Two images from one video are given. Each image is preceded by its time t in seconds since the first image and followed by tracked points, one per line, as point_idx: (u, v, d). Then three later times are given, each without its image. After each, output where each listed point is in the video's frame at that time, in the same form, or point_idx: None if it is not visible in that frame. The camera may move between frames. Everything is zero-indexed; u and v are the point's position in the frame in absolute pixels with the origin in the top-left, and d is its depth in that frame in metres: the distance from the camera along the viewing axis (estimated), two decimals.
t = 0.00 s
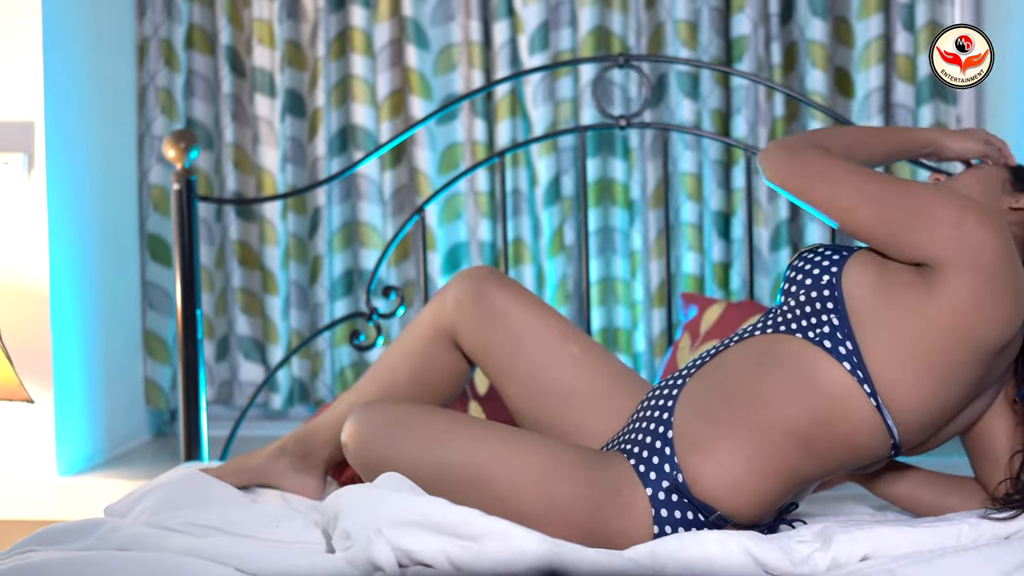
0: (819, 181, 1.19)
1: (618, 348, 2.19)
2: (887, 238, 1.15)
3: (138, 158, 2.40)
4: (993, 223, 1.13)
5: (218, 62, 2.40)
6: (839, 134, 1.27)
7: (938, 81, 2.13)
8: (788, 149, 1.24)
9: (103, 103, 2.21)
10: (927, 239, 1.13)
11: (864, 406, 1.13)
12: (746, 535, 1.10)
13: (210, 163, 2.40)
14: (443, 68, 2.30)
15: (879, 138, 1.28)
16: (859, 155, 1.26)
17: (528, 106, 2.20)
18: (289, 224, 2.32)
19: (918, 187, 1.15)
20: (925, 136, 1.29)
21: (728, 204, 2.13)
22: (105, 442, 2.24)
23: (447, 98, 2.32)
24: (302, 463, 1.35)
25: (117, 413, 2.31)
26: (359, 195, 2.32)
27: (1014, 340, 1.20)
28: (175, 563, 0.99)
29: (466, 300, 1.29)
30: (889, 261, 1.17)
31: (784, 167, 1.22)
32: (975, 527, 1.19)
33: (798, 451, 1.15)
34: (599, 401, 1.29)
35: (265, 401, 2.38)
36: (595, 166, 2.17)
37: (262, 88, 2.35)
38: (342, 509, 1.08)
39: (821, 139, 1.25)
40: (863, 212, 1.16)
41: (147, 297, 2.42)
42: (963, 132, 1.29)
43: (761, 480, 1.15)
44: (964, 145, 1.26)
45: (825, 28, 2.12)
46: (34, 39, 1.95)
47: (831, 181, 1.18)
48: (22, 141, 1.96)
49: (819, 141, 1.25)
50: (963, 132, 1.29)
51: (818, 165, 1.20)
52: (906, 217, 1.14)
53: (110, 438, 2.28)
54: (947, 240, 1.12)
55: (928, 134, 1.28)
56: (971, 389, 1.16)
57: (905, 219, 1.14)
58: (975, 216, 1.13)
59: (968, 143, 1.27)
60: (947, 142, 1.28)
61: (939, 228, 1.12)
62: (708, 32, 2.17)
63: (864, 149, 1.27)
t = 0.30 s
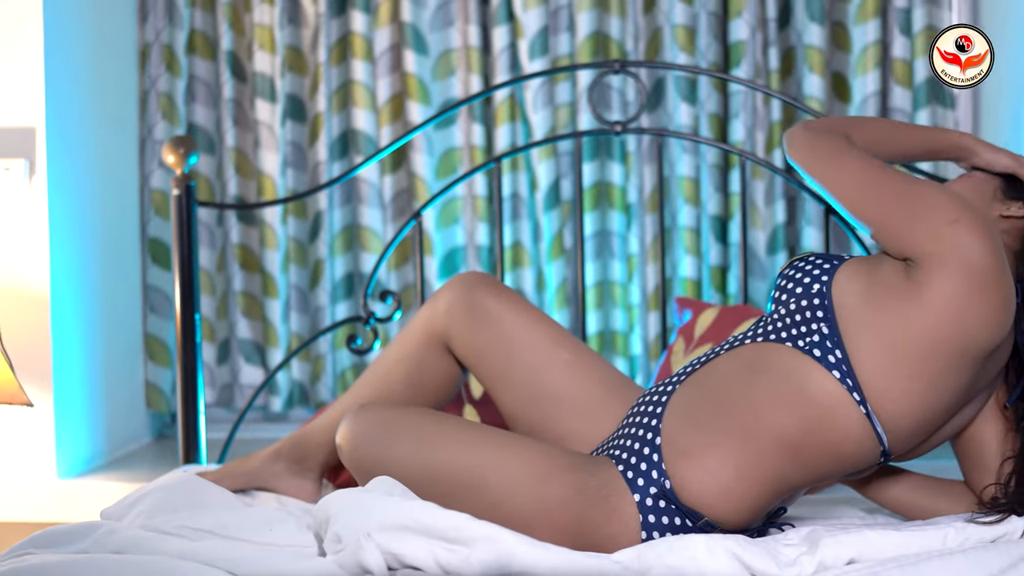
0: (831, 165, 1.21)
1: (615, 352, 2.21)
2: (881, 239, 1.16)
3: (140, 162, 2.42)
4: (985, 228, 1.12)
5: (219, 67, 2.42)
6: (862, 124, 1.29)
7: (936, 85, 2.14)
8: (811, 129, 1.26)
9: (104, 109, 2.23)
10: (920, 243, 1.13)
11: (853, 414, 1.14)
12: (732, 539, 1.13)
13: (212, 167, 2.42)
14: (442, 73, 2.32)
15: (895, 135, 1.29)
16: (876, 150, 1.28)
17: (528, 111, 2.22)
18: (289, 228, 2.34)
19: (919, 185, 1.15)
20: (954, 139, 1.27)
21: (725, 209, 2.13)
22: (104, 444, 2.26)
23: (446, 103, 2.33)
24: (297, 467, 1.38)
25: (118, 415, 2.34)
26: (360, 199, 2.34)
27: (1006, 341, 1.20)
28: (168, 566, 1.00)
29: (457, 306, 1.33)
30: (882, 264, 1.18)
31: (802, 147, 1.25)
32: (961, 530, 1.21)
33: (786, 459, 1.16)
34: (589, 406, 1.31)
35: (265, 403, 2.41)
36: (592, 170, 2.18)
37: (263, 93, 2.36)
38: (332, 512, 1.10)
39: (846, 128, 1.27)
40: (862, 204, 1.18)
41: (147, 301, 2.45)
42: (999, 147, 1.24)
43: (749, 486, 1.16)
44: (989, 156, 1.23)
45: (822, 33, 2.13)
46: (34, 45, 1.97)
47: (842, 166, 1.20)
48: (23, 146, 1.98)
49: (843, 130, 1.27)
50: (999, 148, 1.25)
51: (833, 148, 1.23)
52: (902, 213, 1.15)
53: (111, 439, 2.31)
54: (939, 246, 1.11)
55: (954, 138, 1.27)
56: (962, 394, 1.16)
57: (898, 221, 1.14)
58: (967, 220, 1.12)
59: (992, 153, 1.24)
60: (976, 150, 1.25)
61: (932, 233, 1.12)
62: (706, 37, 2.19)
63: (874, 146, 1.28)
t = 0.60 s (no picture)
0: (843, 148, 1.22)
1: (602, 353, 2.24)
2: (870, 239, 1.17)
3: (130, 166, 2.45)
4: (967, 235, 1.13)
5: (209, 71, 2.44)
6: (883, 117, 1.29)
7: (919, 88, 2.15)
8: (833, 110, 1.27)
9: (95, 114, 2.26)
10: (901, 248, 1.14)
11: (827, 420, 1.16)
12: (707, 539, 1.15)
13: (202, 170, 2.44)
14: (428, 78, 2.34)
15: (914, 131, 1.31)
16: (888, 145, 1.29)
17: (514, 115, 2.24)
18: (279, 230, 2.36)
19: (917, 184, 1.16)
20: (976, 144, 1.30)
21: (710, 211, 2.15)
22: (95, 445, 2.29)
23: (432, 107, 2.36)
24: (283, 468, 1.41)
25: (108, 416, 2.36)
26: (349, 202, 2.37)
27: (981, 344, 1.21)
28: (151, 567, 1.02)
29: (434, 311, 1.37)
30: (861, 267, 1.19)
31: (821, 127, 1.26)
32: (933, 531, 1.23)
33: (760, 463, 1.18)
34: (564, 408, 1.34)
35: (254, 404, 2.44)
36: (578, 174, 2.20)
37: (252, 97, 2.38)
38: (313, 514, 1.13)
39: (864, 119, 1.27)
40: (861, 191, 1.19)
41: (139, 303, 2.47)
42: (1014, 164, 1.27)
43: (723, 489, 1.19)
44: (998, 169, 1.26)
45: (806, 38, 2.15)
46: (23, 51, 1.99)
47: (851, 151, 1.21)
48: (14, 151, 2.01)
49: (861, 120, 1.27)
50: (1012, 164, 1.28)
51: (846, 134, 1.23)
52: (896, 210, 1.15)
53: (102, 440, 2.33)
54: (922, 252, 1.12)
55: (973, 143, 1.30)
56: (937, 399, 1.18)
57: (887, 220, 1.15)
58: (950, 227, 1.12)
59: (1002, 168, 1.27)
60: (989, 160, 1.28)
61: (916, 238, 1.13)
62: (691, 41, 2.21)
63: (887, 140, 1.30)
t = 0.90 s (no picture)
0: (839, 138, 1.21)
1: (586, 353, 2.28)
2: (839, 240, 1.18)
3: (121, 168, 2.48)
4: (935, 240, 1.13)
5: (199, 75, 2.46)
6: (887, 107, 1.28)
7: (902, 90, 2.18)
8: (838, 99, 1.26)
9: (85, 118, 2.29)
10: (867, 252, 1.14)
11: (795, 422, 1.18)
12: (679, 537, 1.17)
13: (191, 172, 2.47)
14: (415, 81, 2.37)
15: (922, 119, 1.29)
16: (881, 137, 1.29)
17: (498, 118, 2.28)
18: (267, 233, 2.38)
19: (892, 185, 1.16)
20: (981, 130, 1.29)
21: (694, 213, 2.19)
22: (84, 445, 2.31)
23: (419, 110, 2.38)
24: (268, 467, 1.44)
25: (99, 415, 2.39)
26: (335, 205, 2.39)
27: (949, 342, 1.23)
28: (132, 564, 1.05)
29: (418, 313, 1.38)
30: (832, 268, 1.20)
31: (820, 116, 1.25)
32: (903, 530, 1.25)
33: (730, 464, 1.20)
34: (543, 408, 1.37)
35: (243, 404, 2.47)
36: (564, 176, 2.24)
37: (241, 101, 2.41)
38: (292, 512, 1.15)
39: (866, 112, 1.27)
40: (840, 183, 1.18)
41: (129, 304, 2.50)
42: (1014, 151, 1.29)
43: (694, 489, 1.21)
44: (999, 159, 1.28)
45: (789, 42, 2.18)
46: (14, 56, 2.02)
47: (843, 145, 1.20)
48: (4, 154, 2.03)
49: (863, 112, 1.27)
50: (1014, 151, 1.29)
51: (844, 125, 1.23)
52: (866, 212, 1.15)
53: (92, 440, 2.36)
54: (888, 258, 1.13)
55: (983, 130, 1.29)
56: (903, 400, 1.20)
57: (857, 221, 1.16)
58: (916, 232, 1.13)
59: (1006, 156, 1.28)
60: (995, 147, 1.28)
61: (885, 243, 1.13)
62: (675, 44, 2.24)
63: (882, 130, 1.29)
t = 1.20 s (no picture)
0: (796, 143, 1.23)
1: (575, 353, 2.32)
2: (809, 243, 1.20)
3: (114, 170, 2.50)
4: (899, 238, 1.15)
5: (192, 76, 2.48)
6: (846, 104, 1.29)
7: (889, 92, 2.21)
8: (793, 104, 1.28)
9: (78, 121, 2.31)
10: (835, 256, 1.16)
11: (775, 419, 1.20)
12: (660, 534, 1.18)
13: (184, 173, 2.49)
14: (406, 83, 2.39)
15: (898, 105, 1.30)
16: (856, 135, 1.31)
17: (486, 120, 2.30)
18: (259, 233, 2.40)
19: (851, 184, 1.17)
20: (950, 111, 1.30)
21: (683, 214, 2.22)
22: (78, 444, 2.33)
23: (410, 112, 2.41)
24: (259, 465, 1.45)
25: (92, 414, 2.41)
26: (325, 205, 2.41)
27: (925, 333, 1.25)
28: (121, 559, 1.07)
29: (407, 312, 1.40)
30: (806, 270, 1.22)
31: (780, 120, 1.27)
32: (883, 527, 1.27)
33: (714, 460, 1.22)
34: (530, 406, 1.38)
35: (235, 403, 2.50)
36: (553, 177, 2.27)
37: (233, 102, 2.45)
38: (279, 509, 1.18)
39: (823, 111, 1.28)
40: (806, 187, 1.20)
41: (122, 304, 2.52)
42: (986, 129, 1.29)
43: (677, 486, 1.23)
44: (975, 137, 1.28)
45: (776, 44, 2.22)
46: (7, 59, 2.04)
47: (801, 151, 1.22)
48: None
49: (820, 112, 1.28)
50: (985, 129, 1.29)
51: (805, 129, 1.25)
52: (832, 217, 1.17)
53: (85, 438, 2.38)
54: (853, 261, 1.14)
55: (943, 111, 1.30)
56: (880, 396, 1.22)
57: (823, 225, 1.17)
58: (879, 233, 1.14)
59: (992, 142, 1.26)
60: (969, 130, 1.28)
61: (851, 246, 1.14)
62: (664, 46, 2.28)
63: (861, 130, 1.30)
